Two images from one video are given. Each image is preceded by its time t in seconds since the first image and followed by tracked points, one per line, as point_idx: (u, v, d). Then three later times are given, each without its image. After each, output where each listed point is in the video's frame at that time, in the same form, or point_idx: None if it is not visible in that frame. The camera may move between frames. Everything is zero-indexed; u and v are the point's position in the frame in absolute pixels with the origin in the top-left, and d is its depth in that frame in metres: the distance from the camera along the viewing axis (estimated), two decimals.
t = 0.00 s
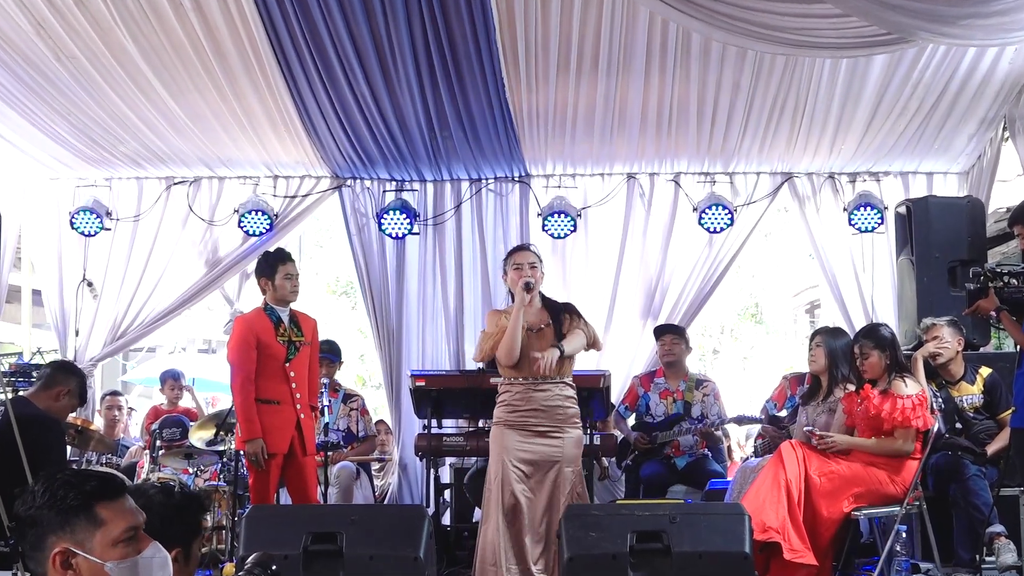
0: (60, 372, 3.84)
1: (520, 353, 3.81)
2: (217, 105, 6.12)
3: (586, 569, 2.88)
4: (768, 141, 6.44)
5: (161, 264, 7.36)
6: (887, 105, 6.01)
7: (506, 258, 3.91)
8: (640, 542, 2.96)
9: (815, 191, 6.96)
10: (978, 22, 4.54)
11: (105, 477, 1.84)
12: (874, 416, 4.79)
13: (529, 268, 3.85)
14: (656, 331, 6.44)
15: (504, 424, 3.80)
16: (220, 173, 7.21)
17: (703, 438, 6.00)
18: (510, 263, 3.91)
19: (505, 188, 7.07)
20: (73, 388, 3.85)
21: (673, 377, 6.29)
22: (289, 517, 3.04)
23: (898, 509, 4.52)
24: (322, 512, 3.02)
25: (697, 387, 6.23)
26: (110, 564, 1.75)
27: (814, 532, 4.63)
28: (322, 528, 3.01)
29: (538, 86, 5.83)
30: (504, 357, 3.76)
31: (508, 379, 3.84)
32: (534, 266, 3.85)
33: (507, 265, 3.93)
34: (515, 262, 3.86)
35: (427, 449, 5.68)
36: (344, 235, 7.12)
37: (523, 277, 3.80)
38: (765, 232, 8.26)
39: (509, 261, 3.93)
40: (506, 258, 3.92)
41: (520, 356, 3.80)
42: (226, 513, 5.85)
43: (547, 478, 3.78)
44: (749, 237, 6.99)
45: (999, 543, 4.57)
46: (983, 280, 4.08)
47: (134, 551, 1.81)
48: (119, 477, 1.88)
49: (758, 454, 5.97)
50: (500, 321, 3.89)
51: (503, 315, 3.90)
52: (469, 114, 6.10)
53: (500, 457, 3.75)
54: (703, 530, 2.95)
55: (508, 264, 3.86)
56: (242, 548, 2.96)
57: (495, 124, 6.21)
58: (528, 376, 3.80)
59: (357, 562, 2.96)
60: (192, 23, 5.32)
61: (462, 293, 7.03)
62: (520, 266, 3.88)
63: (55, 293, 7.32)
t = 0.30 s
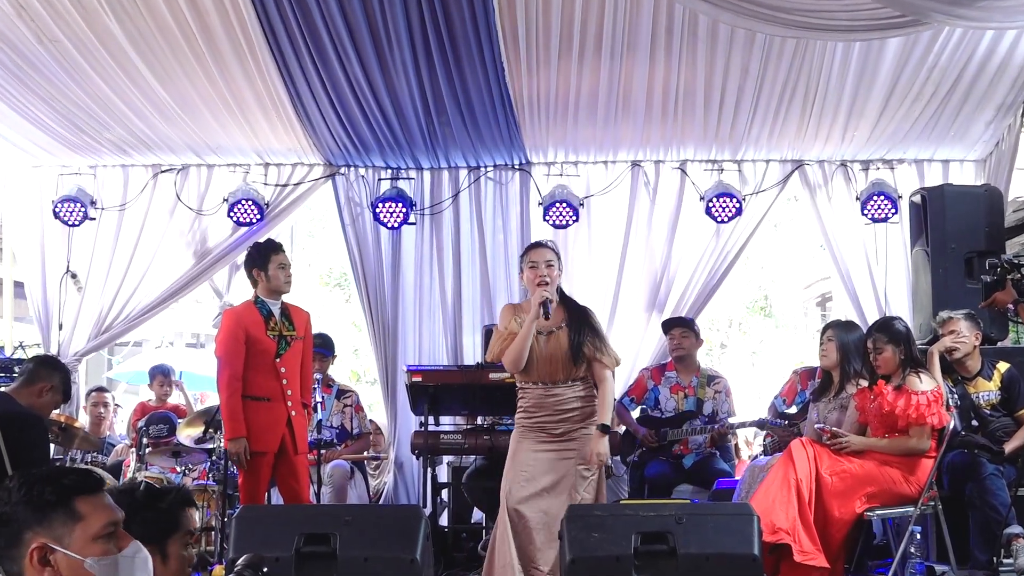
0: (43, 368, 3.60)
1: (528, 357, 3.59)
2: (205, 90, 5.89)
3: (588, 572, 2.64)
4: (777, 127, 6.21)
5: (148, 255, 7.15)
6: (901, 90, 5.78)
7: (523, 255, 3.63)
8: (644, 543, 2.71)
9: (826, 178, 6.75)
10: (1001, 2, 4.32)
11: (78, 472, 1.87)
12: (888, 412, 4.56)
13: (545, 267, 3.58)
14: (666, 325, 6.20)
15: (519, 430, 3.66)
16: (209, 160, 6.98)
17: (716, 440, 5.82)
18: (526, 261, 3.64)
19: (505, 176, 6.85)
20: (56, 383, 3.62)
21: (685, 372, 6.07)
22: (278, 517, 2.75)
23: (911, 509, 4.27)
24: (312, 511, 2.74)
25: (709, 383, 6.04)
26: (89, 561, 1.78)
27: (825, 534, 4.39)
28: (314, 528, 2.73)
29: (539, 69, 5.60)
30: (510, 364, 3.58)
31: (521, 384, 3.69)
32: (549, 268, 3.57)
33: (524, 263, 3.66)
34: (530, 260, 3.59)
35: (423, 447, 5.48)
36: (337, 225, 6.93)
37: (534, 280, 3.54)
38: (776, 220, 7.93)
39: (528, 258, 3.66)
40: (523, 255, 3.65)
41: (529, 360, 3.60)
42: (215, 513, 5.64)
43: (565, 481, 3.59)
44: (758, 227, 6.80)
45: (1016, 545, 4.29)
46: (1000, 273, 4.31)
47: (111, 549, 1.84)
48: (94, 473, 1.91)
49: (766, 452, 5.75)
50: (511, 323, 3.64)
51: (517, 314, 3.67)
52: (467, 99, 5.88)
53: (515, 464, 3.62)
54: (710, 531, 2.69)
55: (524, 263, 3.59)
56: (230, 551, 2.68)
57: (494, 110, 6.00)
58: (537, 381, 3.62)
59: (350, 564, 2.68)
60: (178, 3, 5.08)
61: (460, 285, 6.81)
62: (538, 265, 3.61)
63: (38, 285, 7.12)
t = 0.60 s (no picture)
0: (25, 364, 3.43)
1: (528, 345, 3.47)
2: (193, 76, 5.67)
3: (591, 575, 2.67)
4: (788, 114, 6.00)
5: (134, 247, 6.95)
6: (916, 76, 5.57)
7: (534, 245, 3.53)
8: (650, 546, 2.72)
9: (839, 168, 6.53)
10: None
11: (46, 470, 1.94)
12: (902, 410, 4.34)
13: (553, 261, 3.47)
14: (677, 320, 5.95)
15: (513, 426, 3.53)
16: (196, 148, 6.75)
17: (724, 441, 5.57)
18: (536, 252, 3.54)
19: (504, 165, 6.63)
20: (38, 381, 3.45)
21: (694, 369, 5.85)
22: (272, 519, 2.78)
23: (927, 511, 4.05)
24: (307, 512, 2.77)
25: (718, 382, 5.81)
26: (59, 559, 1.86)
27: (836, 536, 4.17)
28: (308, 531, 2.75)
29: (540, 54, 5.37)
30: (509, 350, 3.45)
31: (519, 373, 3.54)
32: (559, 260, 3.46)
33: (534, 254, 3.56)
34: (539, 251, 3.48)
35: (420, 447, 5.27)
36: (330, 216, 6.71)
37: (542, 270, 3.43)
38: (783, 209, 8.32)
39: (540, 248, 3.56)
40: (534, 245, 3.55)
41: (529, 349, 3.47)
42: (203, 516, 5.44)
43: (564, 480, 3.44)
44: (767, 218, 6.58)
45: None
46: None
47: (81, 545, 1.91)
48: (60, 471, 1.98)
49: (776, 452, 5.54)
50: (515, 308, 3.52)
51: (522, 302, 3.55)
52: (465, 85, 5.66)
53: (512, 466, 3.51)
54: (717, 533, 2.71)
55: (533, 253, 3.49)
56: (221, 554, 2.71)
57: (493, 98, 5.79)
58: (536, 372, 3.48)
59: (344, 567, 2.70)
60: None
61: (458, 279, 6.60)
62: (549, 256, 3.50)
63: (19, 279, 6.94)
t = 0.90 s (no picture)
0: (4, 358, 3.31)
1: (516, 340, 3.44)
2: (181, 61, 5.46)
3: None
4: (799, 101, 5.79)
5: (120, 238, 6.76)
6: (932, 61, 5.36)
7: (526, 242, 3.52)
8: (655, 549, 2.69)
9: (852, 156, 6.32)
10: None
11: (46, 473, 1.93)
12: (917, 407, 4.16)
13: (543, 258, 3.44)
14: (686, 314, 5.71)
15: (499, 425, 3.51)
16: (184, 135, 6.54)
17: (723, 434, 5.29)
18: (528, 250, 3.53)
19: (504, 153, 6.42)
20: (20, 376, 3.31)
21: (699, 366, 5.65)
22: (263, 521, 2.72)
23: (944, 512, 3.89)
24: (299, 513, 2.70)
25: (725, 379, 5.59)
26: (43, 567, 1.85)
27: (848, 539, 4.01)
28: (299, 533, 2.68)
29: (541, 38, 5.17)
30: (496, 344, 3.43)
31: (506, 368, 3.52)
32: (549, 256, 3.43)
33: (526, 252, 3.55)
34: (530, 248, 3.47)
35: (416, 446, 5.08)
36: (323, 205, 6.52)
37: (531, 263, 3.41)
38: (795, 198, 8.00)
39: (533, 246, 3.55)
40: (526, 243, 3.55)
41: (516, 343, 3.44)
42: (191, 517, 5.24)
43: (551, 480, 3.39)
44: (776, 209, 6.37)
45: None
46: None
47: (70, 558, 1.89)
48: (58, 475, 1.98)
49: (786, 451, 5.34)
50: (505, 303, 3.51)
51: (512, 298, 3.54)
52: (463, 70, 5.46)
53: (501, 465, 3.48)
54: (725, 537, 2.68)
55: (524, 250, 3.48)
56: (211, 556, 2.67)
57: (493, 83, 5.58)
58: (522, 367, 3.45)
59: (338, 570, 2.61)
60: None
61: (456, 272, 6.40)
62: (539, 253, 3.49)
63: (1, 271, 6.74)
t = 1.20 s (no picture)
0: None
1: (510, 338, 3.50)
2: (168, 44, 5.26)
3: None
4: (811, 86, 5.58)
5: (104, 229, 6.57)
6: (950, 46, 5.15)
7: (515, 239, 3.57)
8: (661, 552, 2.62)
9: (866, 143, 6.12)
10: None
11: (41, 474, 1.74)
12: (933, 406, 3.96)
13: (531, 252, 3.48)
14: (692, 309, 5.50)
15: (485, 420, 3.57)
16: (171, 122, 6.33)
17: (723, 431, 5.08)
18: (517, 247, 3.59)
19: (504, 140, 6.22)
20: None
21: (703, 361, 5.42)
22: (254, 523, 2.65)
23: (961, 515, 3.74)
24: (290, 516, 2.63)
25: (729, 374, 5.37)
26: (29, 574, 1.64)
27: (861, 541, 3.83)
28: (292, 536, 2.61)
29: (542, 21, 4.97)
30: (490, 343, 3.49)
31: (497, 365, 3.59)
32: (537, 252, 3.48)
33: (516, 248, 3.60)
34: (518, 244, 3.51)
35: (413, 445, 4.90)
36: (316, 195, 6.33)
37: (520, 261, 3.46)
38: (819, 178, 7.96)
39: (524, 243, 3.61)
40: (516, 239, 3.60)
41: (510, 341, 3.50)
42: (178, 519, 5.05)
43: (533, 475, 3.46)
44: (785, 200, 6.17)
45: None
46: None
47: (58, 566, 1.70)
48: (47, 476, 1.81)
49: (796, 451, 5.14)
50: (497, 301, 3.56)
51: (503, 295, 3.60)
52: (461, 53, 5.25)
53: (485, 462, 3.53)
54: (732, 540, 2.61)
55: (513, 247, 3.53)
56: (198, 561, 2.60)
57: (493, 69, 5.38)
58: (517, 365, 3.52)
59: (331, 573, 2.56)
60: None
61: (454, 265, 6.19)
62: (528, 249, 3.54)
63: None
